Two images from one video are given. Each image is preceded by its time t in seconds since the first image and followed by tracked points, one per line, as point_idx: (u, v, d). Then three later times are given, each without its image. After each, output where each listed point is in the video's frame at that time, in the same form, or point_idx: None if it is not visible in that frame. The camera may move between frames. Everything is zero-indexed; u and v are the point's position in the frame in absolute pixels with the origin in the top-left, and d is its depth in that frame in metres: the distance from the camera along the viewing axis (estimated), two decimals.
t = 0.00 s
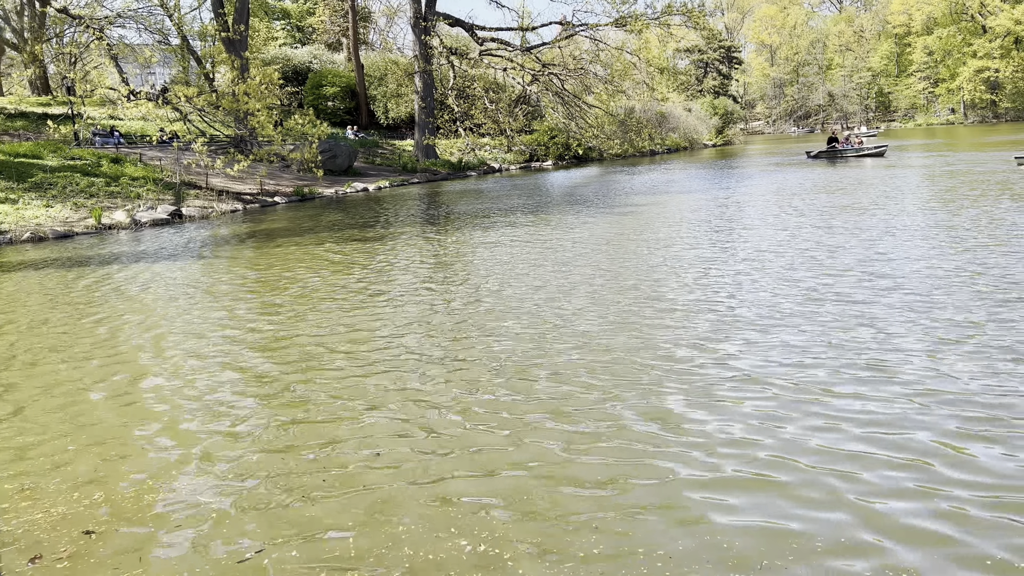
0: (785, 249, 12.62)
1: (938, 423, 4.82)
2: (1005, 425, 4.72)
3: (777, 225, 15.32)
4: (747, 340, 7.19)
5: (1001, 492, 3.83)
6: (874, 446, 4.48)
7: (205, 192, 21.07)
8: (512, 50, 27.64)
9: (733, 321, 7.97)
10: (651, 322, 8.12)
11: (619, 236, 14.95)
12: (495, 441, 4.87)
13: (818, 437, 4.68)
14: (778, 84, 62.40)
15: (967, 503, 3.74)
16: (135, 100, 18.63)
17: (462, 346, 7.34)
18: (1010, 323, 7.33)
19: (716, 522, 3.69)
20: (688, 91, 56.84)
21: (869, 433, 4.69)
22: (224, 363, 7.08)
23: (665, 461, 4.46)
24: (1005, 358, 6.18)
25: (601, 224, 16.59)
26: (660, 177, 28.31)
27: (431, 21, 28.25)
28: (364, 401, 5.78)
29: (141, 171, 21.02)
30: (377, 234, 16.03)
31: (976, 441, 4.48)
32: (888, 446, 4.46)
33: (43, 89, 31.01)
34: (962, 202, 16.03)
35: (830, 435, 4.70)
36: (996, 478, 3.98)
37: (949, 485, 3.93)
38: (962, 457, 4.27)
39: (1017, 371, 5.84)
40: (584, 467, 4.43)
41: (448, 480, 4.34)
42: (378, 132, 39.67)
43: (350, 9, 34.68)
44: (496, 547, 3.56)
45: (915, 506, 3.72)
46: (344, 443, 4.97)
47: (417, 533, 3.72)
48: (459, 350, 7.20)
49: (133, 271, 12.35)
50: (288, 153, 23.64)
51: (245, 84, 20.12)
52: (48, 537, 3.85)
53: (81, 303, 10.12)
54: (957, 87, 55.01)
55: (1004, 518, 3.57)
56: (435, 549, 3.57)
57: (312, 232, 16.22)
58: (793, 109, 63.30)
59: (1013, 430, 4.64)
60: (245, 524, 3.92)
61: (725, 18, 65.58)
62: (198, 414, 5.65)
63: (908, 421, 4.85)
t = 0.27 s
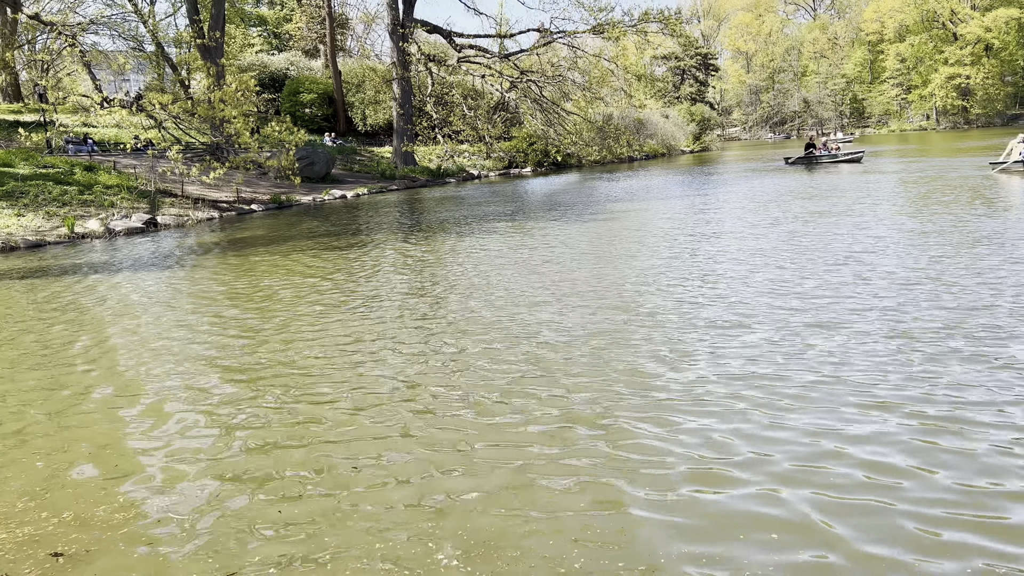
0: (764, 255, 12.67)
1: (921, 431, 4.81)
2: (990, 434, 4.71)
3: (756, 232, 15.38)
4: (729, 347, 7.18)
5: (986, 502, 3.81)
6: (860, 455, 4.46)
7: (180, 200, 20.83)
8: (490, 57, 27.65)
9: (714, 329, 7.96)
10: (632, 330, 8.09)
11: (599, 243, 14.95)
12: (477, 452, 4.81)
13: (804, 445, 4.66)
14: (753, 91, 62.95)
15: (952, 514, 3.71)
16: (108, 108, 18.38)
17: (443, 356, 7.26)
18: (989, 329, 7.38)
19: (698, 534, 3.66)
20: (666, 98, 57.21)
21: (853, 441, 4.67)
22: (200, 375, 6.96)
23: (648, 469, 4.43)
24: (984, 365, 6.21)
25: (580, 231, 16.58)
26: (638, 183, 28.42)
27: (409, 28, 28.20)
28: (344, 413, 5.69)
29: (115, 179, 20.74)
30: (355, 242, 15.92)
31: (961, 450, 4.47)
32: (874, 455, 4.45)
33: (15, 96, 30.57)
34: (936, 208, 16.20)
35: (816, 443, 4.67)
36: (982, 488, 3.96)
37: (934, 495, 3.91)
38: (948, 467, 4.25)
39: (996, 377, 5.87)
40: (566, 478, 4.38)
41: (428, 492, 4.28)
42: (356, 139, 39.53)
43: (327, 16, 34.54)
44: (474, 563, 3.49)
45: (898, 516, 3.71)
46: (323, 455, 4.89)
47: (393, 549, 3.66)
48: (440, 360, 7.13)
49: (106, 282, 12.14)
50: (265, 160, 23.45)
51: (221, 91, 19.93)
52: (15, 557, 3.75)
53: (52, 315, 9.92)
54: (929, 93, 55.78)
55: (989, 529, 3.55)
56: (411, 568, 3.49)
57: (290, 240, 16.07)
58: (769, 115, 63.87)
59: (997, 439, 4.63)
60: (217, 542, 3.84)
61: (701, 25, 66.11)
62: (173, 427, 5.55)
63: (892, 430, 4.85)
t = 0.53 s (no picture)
0: (742, 262, 12.75)
1: (901, 437, 4.86)
2: (970, 442, 4.76)
3: (733, 238, 15.48)
4: (709, 354, 7.20)
5: (965, 508, 3.85)
6: (843, 463, 4.48)
7: (154, 209, 20.59)
8: (468, 64, 27.64)
9: (694, 337, 7.99)
10: (612, 338, 8.10)
11: (577, 250, 14.97)
12: (459, 462, 4.79)
13: (787, 452, 4.68)
14: (729, 98, 63.47)
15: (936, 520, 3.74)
16: (81, 115, 18.16)
17: (424, 365, 7.23)
18: (963, 335, 7.48)
19: (679, 538, 3.67)
20: (642, 106, 57.52)
21: (836, 449, 4.70)
22: (177, 386, 6.86)
23: (632, 477, 4.43)
24: (960, 371, 6.29)
25: (558, 238, 16.62)
26: (616, 190, 28.52)
27: (387, 35, 28.12)
28: (325, 423, 5.64)
29: (87, 187, 20.47)
30: (333, 249, 15.85)
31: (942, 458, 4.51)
32: (857, 463, 4.48)
33: None
34: (910, 214, 16.40)
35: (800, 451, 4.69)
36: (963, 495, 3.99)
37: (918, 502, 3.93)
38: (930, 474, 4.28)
39: (972, 383, 5.94)
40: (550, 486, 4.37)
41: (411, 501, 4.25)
42: (333, 146, 39.36)
43: (303, 23, 34.38)
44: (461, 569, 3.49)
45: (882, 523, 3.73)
46: (304, 466, 4.84)
47: (374, 559, 3.62)
48: (421, 369, 7.09)
49: (78, 292, 11.96)
50: (241, 168, 23.26)
51: (197, 98, 19.78)
52: None
53: (24, 326, 9.75)
54: (902, 101, 56.59)
55: (971, 534, 3.58)
56: None
57: (267, 249, 15.94)
58: (744, 122, 64.40)
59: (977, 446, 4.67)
60: (196, 555, 3.78)
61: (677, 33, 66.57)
62: (150, 440, 5.46)
63: (873, 436, 4.89)
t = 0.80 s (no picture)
0: (718, 270, 12.80)
1: (877, 445, 4.86)
2: (946, 449, 4.75)
3: (709, 246, 15.57)
4: (685, 363, 7.20)
5: (951, 505, 3.95)
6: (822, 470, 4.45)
7: (128, 218, 20.32)
8: (444, 72, 27.64)
9: (671, 345, 7.99)
10: (589, 347, 8.08)
11: (555, 258, 14.96)
12: (451, 467, 4.82)
13: (766, 460, 4.65)
14: (704, 106, 63.94)
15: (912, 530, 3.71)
16: (52, 123, 17.89)
17: (399, 376, 7.16)
18: (936, 343, 7.53)
19: (673, 540, 3.72)
20: (619, 114, 57.81)
21: (813, 456, 4.68)
22: (146, 399, 6.73)
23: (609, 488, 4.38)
24: (933, 378, 6.33)
25: (537, 246, 16.67)
26: (594, 198, 28.63)
27: (363, 43, 28.03)
28: (306, 433, 5.61)
29: (59, 196, 20.15)
30: (311, 258, 15.77)
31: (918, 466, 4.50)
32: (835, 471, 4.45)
33: None
34: (882, 222, 16.59)
35: (779, 458, 4.67)
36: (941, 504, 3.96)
37: (895, 511, 3.90)
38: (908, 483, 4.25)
39: (945, 390, 5.98)
40: (525, 498, 4.31)
41: (381, 517, 4.17)
42: (310, 154, 39.16)
43: (278, 31, 34.21)
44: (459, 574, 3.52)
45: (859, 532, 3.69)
46: (276, 481, 4.75)
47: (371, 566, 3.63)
48: (397, 380, 7.01)
49: (51, 302, 11.78)
50: (216, 176, 23.05)
51: (170, 106, 19.60)
52: None
53: None
54: (874, 109, 57.37)
55: (949, 545, 3.54)
56: None
57: (242, 258, 15.78)
58: (720, 130, 64.96)
59: (954, 453, 4.66)
60: None
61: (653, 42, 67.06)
62: (117, 455, 5.34)
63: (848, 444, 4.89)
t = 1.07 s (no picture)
0: (696, 277, 12.84)
1: (861, 452, 4.87)
2: (933, 455, 4.76)
3: (687, 254, 15.61)
4: (667, 371, 7.19)
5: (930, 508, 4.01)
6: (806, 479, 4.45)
7: (99, 228, 20.01)
8: (421, 80, 27.61)
9: (651, 353, 7.99)
10: (570, 356, 8.04)
11: (532, 266, 14.93)
12: (434, 476, 4.81)
13: (752, 469, 4.64)
14: (680, 115, 64.36)
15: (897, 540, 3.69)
16: (21, 131, 17.59)
17: (378, 387, 7.07)
18: (908, 349, 7.64)
19: (658, 546, 3.75)
20: (595, 122, 58.03)
21: (800, 465, 4.67)
22: (119, 413, 6.60)
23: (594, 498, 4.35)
24: (911, 384, 6.36)
25: (514, 254, 16.67)
26: (571, 206, 28.69)
27: (340, 50, 27.90)
28: (284, 444, 5.57)
29: (28, 205, 19.80)
30: (288, 267, 15.65)
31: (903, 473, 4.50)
32: (822, 478, 4.44)
33: None
34: (856, 230, 16.78)
35: (766, 468, 4.66)
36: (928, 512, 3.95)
37: (882, 520, 3.89)
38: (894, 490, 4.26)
39: (925, 396, 6.01)
40: (505, 511, 4.24)
41: (357, 531, 4.10)
42: (285, 162, 38.89)
43: (253, 38, 33.99)
44: None
45: (843, 543, 3.67)
46: (253, 495, 4.68)
47: None
48: (375, 391, 6.93)
49: (21, 313, 11.58)
50: (190, 185, 22.80)
51: (143, 114, 19.37)
52: None
53: None
54: (846, 117, 58.10)
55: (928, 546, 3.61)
56: None
57: (217, 267, 15.63)
58: (695, 138, 65.47)
59: (943, 461, 4.66)
60: None
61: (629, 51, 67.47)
62: (90, 470, 5.23)
63: (830, 451, 4.88)
